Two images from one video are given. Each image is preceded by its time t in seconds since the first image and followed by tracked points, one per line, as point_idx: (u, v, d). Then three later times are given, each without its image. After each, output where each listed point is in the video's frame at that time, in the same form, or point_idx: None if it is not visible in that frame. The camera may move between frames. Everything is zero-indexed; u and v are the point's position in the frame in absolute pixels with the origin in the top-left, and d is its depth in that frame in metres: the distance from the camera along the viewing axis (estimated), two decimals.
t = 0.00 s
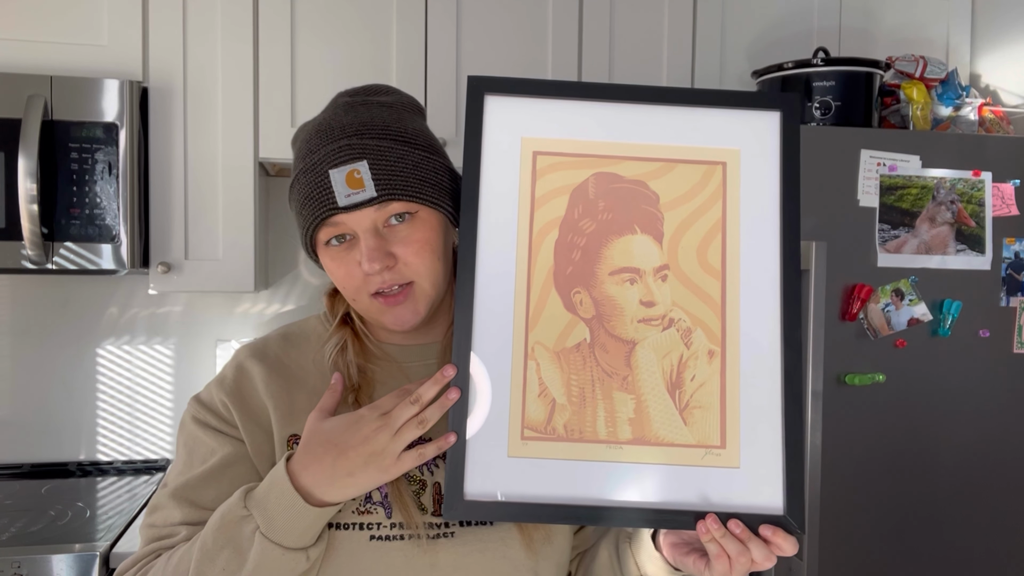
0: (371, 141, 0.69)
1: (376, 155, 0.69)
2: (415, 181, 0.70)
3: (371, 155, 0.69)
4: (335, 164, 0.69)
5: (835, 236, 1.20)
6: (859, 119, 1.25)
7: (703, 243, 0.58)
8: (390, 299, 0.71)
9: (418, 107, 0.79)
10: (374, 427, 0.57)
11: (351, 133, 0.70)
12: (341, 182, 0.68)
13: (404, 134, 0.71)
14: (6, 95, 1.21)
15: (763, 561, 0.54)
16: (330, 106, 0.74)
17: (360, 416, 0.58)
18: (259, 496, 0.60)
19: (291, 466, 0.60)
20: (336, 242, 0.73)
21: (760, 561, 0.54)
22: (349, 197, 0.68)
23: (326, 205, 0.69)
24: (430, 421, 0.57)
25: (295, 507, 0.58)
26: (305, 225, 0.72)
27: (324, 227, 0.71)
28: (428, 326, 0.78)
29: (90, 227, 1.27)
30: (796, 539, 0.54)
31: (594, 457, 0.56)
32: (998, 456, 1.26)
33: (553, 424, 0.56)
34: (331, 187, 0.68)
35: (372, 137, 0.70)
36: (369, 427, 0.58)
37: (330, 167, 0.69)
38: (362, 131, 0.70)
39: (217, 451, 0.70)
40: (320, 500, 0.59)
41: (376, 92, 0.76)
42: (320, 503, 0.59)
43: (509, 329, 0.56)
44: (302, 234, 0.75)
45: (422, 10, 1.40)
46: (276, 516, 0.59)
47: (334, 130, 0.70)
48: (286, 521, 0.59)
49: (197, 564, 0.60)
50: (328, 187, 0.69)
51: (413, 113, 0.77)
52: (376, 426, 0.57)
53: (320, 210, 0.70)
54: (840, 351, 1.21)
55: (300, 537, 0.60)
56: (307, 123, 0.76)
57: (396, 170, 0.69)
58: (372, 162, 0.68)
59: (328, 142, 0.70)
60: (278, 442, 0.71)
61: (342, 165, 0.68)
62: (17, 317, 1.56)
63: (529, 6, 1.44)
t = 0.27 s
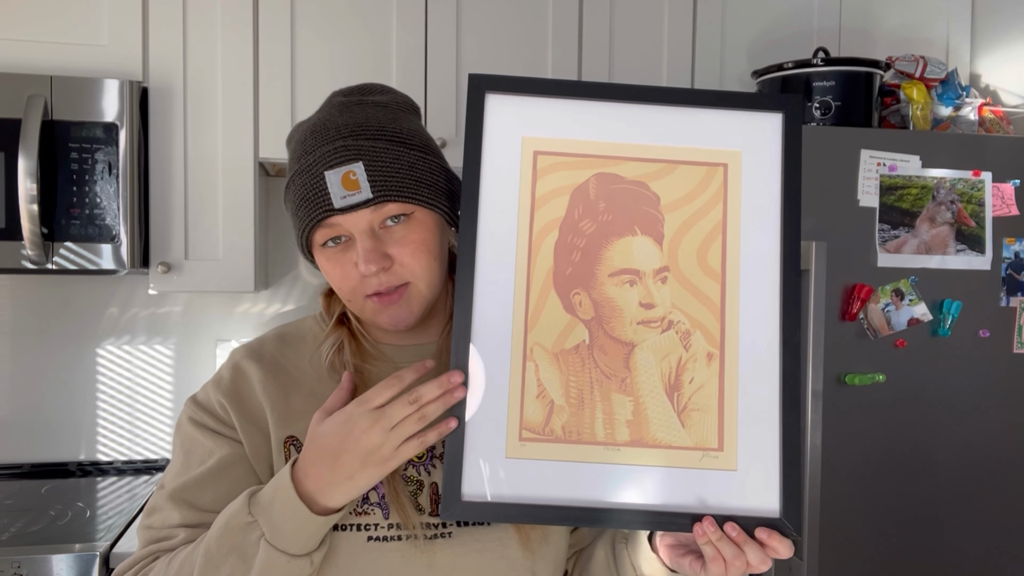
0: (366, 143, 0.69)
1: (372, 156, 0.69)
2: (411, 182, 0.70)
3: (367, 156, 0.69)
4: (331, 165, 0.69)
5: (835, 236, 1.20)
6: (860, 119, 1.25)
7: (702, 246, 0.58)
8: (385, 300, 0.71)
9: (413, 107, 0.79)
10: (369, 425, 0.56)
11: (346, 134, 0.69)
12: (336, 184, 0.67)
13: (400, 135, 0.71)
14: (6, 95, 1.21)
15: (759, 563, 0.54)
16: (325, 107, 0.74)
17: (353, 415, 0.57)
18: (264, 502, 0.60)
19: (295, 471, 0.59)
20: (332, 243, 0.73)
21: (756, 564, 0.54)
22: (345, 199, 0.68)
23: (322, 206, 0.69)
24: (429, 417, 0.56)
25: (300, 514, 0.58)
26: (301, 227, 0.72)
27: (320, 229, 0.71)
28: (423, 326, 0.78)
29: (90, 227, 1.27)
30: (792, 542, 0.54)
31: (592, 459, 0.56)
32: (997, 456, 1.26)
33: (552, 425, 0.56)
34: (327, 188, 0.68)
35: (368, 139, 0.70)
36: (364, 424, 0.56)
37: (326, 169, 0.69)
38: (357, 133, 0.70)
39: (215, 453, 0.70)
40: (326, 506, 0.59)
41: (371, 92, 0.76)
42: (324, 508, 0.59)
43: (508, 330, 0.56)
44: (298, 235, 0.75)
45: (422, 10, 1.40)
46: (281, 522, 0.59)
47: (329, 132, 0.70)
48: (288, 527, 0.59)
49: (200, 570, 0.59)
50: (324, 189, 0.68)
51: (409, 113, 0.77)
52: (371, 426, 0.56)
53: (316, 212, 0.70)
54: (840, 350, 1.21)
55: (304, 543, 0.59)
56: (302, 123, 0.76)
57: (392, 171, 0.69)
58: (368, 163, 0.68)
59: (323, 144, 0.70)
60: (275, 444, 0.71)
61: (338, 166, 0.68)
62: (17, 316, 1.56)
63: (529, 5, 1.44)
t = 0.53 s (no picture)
0: (363, 142, 0.69)
1: (368, 155, 0.69)
2: (408, 181, 0.70)
3: (364, 155, 0.69)
4: (327, 165, 0.68)
5: (835, 236, 1.20)
6: (859, 119, 1.25)
7: (700, 246, 0.58)
8: (383, 300, 0.71)
9: (410, 105, 0.78)
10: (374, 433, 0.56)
11: (343, 133, 0.69)
12: (333, 183, 0.67)
13: (396, 133, 0.71)
14: (6, 95, 1.21)
15: (756, 565, 0.54)
16: (321, 106, 0.73)
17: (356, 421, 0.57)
18: (262, 506, 0.60)
19: (293, 474, 0.59)
20: (329, 243, 0.73)
21: (753, 565, 0.54)
22: (342, 198, 0.68)
23: (319, 206, 0.69)
24: (436, 434, 0.55)
25: (299, 519, 0.58)
26: (297, 227, 0.72)
27: (317, 228, 0.71)
28: (420, 326, 0.78)
29: (90, 227, 1.27)
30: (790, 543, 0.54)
31: (590, 460, 0.56)
32: (997, 456, 1.26)
33: (549, 426, 0.56)
34: (324, 188, 0.68)
35: (364, 138, 0.70)
36: (369, 433, 0.56)
37: (322, 168, 0.69)
38: (354, 131, 0.70)
39: (211, 455, 0.70)
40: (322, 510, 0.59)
41: (367, 90, 0.76)
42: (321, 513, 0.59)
43: (505, 330, 0.56)
44: (294, 234, 0.75)
45: (422, 10, 1.40)
46: (279, 527, 0.59)
47: (325, 131, 0.70)
48: (285, 530, 0.59)
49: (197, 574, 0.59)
50: (321, 188, 0.68)
51: (405, 111, 0.77)
52: (374, 433, 0.56)
53: (312, 211, 0.69)
54: (840, 350, 1.21)
55: (301, 547, 0.60)
56: (298, 122, 0.76)
57: (388, 170, 0.69)
58: (364, 162, 0.68)
59: (320, 143, 0.70)
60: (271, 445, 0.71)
61: (335, 166, 0.68)
62: (17, 317, 1.56)
63: (529, 5, 1.44)
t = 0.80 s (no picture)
0: (361, 138, 0.69)
1: (366, 152, 0.69)
2: (406, 178, 0.70)
3: (361, 152, 0.69)
4: (325, 161, 0.68)
5: (835, 236, 1.20)
6: (860, 119, 1.26)
7: (702, 248, 0.58)
8: (381, 299, 0.71)
9: (408, 103, 0.78)
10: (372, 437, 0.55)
11: (341, 129, 0.69)
12: (331, 179, 0.67)
13: (395, 130, 0.71)
14: (6, 95, 1.21)
15: (756, 569, 0.54)
16: (319, 102, 0.73)
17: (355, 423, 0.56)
18: (261, 509, 0.59)
19: (294, 475, 0.59)
20: (326, 240, 0.73)
21: (753, 569, 0.53)
22: (340, 195, 0.67)
23: (316, 202, 0.69)
24: (437, 439, 0.54)
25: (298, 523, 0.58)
26: (295, 223, 0.72)
27: (315, 224, 0.71)
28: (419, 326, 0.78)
29: (90, 227, 1.27)
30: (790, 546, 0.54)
31: (590, 462, 0.56)
32: (997, 456, 1.26)
33: (549, 427, 0.56)
34: (322, 184, 0.68)
35: (363, 134, 0.70)
36: (369, 436, 0.55)
37: (320, 164, 0.68)
38: (352, 128, 0.70)
39: (208, 456, 0.70)
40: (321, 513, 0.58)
41: (364, 87, 0.76)
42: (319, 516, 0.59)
43: (506, 331, 0.56)
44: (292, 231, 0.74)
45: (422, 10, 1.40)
46: (278, 530, 0.59)
47: (323, 127, 0.70)
48: (285, 533, 0.58)
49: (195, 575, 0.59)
50: (319, 184, 0.68)
51: (403, 109, 0.77)
52: (374, 437, 0.55)
53: (310, 207, 0.69)
54: (840, 350, 1.21)
55: (300, 551, 0.59)
56: (295, 119, 0.76)
57: (387, 167, 0.69)
58: (363, 159, 0.68)
59: (318, 139, 0.70)
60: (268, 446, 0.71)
61: (332, 162, 0.68)
62: (17, 316, 1.56)
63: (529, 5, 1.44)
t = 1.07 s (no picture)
0: (366, 134, 0.69)
1: (371, 149, 0.69)
2: (409, 176, 0.70)
3: (366, 148, 0.69)
4: (329, 155, 0.68)
5: (835, 236, 1.20)
6: (860, 119, 1.25)
7: (701, 250, 0.58)
8: (380, 298, 0.71)
9: (413, 105, 0.79)
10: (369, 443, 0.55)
11: (347, 125, 0.70)
12: (335, 174, 0.68)
13: (400, 129, 0.72)
14: (6, 95, 1.21)
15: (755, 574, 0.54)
16: (325, 97, 0.73)
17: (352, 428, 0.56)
18: (255, 513, 0.59)
19: (289, 480, 0.59)
20: (326, 236, 0.72)
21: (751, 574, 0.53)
22: (343, 189, 0.68)
23: (319, 196, 0.69)
24: (435, 444, 0.54)
25: (293, 529, 0.58)
26: (296, 217, 0.72)
27: (316, 220, 0.71)
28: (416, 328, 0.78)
29: (89, 227, 1.27)
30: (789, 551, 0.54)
31: (587, 464, 0.56)
32: (997, 456, 1.26)
33: (545, 430, 0.56)
34: (325, 178, 0.68)
35: (368, 131, 0.70)
36: (364, 443, 0.55)
37: (324, 159, 0.68)
38: (357, 124, 0.70)
39: (201, 456, 0.69)
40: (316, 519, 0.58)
41: (372, 85, 0.76)
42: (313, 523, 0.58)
43: (503, 333, 0.56)
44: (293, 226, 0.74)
45: (422, 10, 1.40)
46: (272, 536, 0.58)
47: (329, 122, 0.70)
48: (278, 538, 0.58)
49: None
50: (323, 178, 0.68)
51: (409, 110, 0.77)
52: (370, 443, 0.55)
53: (312, 202, 0.69)
54: (840, 350, 1.21)
55: (293, 557, 0.59)
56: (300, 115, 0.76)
57: (390, 164, 0.69)
58: (367, 155, 0.69)
59: (323, 134, 0.70)
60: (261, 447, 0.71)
61: (337, 157, 0.68)
62: (17, 316, 1.56)
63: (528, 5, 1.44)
